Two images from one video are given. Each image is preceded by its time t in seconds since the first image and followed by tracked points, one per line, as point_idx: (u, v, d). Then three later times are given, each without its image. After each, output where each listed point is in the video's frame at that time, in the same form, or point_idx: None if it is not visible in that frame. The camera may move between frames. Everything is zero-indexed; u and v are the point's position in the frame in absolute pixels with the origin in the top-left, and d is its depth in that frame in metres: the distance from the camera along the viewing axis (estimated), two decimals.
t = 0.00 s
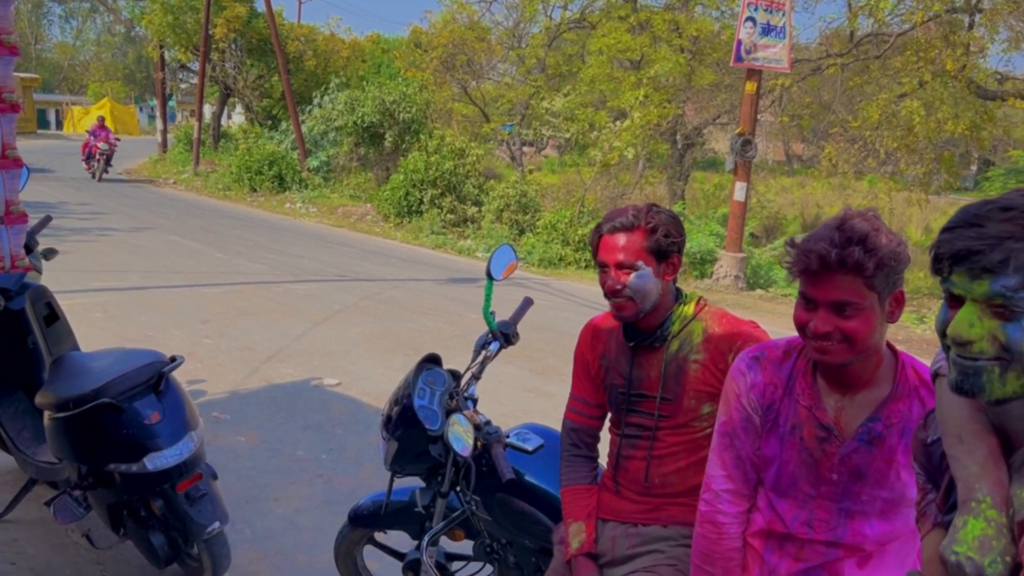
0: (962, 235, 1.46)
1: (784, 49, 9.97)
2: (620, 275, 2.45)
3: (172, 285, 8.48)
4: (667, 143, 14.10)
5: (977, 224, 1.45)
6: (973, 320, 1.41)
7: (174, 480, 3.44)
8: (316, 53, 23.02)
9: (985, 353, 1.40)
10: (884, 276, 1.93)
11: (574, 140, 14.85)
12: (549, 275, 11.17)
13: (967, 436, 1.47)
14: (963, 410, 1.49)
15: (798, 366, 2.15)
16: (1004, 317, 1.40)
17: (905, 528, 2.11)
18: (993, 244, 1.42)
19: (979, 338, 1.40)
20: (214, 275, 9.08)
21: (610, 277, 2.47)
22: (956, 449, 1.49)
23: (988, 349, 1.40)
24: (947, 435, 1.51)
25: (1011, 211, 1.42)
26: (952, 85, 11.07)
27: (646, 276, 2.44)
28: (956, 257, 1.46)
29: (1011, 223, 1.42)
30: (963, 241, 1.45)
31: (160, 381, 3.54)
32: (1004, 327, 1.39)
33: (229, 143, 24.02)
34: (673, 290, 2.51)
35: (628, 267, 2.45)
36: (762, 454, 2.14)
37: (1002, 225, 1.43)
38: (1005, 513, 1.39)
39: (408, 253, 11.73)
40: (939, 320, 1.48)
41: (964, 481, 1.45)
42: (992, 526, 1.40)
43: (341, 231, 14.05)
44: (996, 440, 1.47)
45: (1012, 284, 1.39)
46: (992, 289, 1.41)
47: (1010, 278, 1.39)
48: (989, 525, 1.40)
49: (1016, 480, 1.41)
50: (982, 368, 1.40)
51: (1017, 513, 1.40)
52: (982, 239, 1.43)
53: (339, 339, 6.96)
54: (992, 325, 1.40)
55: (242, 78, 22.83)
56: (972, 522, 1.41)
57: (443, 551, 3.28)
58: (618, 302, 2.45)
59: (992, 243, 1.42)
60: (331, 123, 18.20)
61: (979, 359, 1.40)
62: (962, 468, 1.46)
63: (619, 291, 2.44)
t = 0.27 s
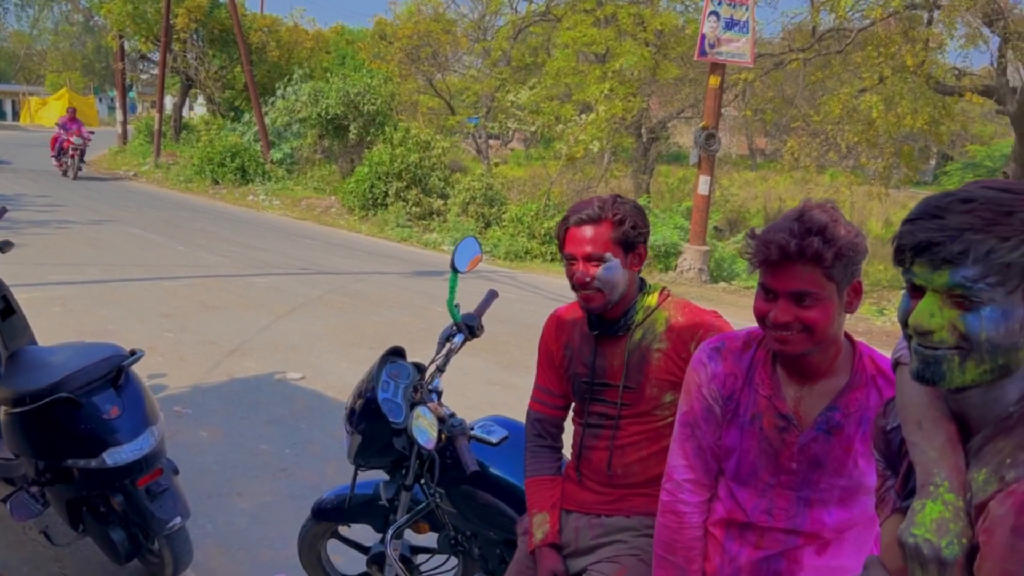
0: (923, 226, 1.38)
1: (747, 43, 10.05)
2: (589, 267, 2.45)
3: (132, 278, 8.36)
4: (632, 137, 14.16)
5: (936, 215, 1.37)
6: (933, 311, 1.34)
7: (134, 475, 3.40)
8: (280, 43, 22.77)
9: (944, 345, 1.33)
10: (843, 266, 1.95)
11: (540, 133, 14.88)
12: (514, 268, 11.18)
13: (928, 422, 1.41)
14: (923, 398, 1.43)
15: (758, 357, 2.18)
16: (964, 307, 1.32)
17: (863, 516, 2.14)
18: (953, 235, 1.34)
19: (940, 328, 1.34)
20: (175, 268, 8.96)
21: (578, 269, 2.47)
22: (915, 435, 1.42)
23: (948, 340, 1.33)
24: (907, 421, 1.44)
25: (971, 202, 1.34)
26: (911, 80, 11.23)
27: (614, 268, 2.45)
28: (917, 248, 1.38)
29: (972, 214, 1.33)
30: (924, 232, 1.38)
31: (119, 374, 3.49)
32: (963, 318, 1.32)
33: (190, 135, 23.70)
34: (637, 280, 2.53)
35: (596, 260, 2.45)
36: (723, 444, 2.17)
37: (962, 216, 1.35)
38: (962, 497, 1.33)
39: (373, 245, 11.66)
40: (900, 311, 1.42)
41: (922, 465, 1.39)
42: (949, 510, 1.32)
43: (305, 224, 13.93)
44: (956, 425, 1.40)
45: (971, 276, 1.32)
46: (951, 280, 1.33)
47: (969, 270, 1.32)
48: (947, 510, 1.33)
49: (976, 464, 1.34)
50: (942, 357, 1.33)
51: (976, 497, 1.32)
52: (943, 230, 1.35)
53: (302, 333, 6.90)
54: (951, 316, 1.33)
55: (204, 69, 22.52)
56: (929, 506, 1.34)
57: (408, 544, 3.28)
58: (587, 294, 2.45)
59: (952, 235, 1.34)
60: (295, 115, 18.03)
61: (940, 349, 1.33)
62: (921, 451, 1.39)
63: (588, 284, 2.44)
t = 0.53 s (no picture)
0: (868, 215, 1.43)
1: (695, 37, 10.12)
2: (538, 258, 2.47)
3: (75, 270, 8.17)
4: (584, 128, 14.22)
5: (880, 205, 1.41)
6: (878, 297, 1.39)
7: (76, 471, 3.32)
8: (227, 32, 22.39)
9: (888, 330, 1.37)
10: (784, 253, 1.99)
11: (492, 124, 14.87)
12: (467, 260, 11.17)
13: (875, 405, 1.46)
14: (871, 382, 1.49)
15: (703, 344, 2.21)
16: (906, 294, 1.37)
17: (806, 500, 2.17)
18: (895, 224, 1.38)
19: (883, 314, 1.38)
20: (120, 259, 8.78)
21: (527, 261, 2.48)
22: (864, 417, 1.47)
23: (891, 325, 1.37)
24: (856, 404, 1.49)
25: (912, 191, 1.38)
26: (856, 75, 11.46)
27: (563, 258, 2.47)
28: (863, 236, 1.42)
29: (914, 202, 1.38)
30: (867, 221, 1.42)
31: (60, 368, 3.41)
32: (906, 304, 1.37)
33: (135, 124, 23.20)
34: (584, 272, 2.54)
35: (545, 251, 2.47)
36: (668, 430, 2.20)
37: (905, 205, 1.39)
38: (909, 477, 1.36)
39: (323, 237, 11.55)
40: (848, 298, 1.46)
41: (871, 447, 1.43)
42: (895, 489, 1.35)
43: (253, 215, 13.76)
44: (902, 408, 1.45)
45: (913, 264, 1.36)
46: (895, 268, 1.38)
47: (911, 257, 1.36)
48: (893, 488, 1.36)
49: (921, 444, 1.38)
50: (886, 343, 1.37)
51: (921, 477, 1.35)
52: (886, 218, 1.39)
53: (251, 325, 6.81)
54: (894, 302, 1.37)
55: (148, 57, 22.05)
56: (877, 485, 1.37)
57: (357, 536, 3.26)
58: (536, 285, 2.46)
59: (894, 224, 1.38)
60: (243, 104, 17.77)
61: (884, 334, 1.37)
62: (869, 434, 1.44)
63: (537, 275, 2.46)
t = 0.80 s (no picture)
0: (787, 199, 1.41)
1: (634, 27, 10.19)
2: (464, 244, 2.44)
3: None
4: (526, 117, 14.21)
5: (799, 188, 1.40)
6: (798, 280, 1.38)
7: None
8: (160, 16, 21.84)
9: (808, 313, 1.38)
10: (703, 239, 1.99)
11: (433, 112, 14.78)
12: (407, 249, 11.10)
13: (798, 386, 1.49)
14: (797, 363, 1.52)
15: (626, 329, 2.22)
16: (825, 277, 1.36)
17: (726, 484, 2.19)
18: (811, 208, 1.37)
19: (803, 297, 1.38)
20: (46, 249, 8.51)
21: (454, 245, 2.45)
22: (787, 399, 1.49)
23: (811, 309, 1.37)
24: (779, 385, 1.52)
25: (832, 174, 1.37)
26: (790, 66, 11.65)
27: (490, 244, 2.45)
28: (782, 220, 1.40)
29: (832, 186, 1.36)
30: (787, 204, 1.40)
31: None
32: (824, 287, 1.36)
33: (65, 111, 22.52)
34: (511, 258, 2.52)
35: (472, 236, 2.44)
36: (592, 416, 2.20)
37: (823, 188, 1.37)
38: (830, 457, 1.37)
39: (261, 226, 11.36)
40: (769, 281, 1.45)
41: (793, 427, 1.44)
42: (818, 469, 1.36)
43: (188, 204, 13.47)
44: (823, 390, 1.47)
45: (831, 248, 1.35)
46: (813, 251, 1.37)
47: (828, 241, 1.35)
48: (816, 468, 1.36)
49: (841, 425, 1.40)
50: (807, 326, 1.38)
51: (842, 458, 1.36)
52: (804, 202, 1.38)
53: (183, 316, 6.66)
54: (813, 286, 1.37)
55: (78, 41, 21.39)
56: (799, 465, 1.37)
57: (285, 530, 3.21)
58: (464, 271, 2.43)
59: (810, 207, 1.37)
60: (178, 91, 17.37)
61: (805, 317, 1.38)
62: (792, 415, 1.45)
63: (465, 261, 2.42)
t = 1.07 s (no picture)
0: (702, 195, 1.39)
1: (572, 17, 10.17)
2: (385, 238, 2.39)
3: None
4: (465, 107, 14.12)
5: (714, 184, 1.38)
6: (716, 275, 1.36)
7: None
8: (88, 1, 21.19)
9: (727, 309, 1.36)
10: (625, 233, 1.98)
11: (371, 101, 14.61)
12: (345, 240, 10.96)
13: (722, 379, 1.48)
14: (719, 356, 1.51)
15: (552, 323, 2.20)
16: (742, 272, 1.34)
17: (652, 476, 2.18)
18: (725, 203, 1.35)
19: (720, 293, 1.36)
20: None
21: (374, 240, 2.40)
22: (709, 391, 1.49)
23: (730, 303, 1.36)
24: (702, 378, 1.51)
25: (746, 168, 1.35)
26: (726, 59, 11.80)
27: (411, 238, 2.41)
28: (698, 217, 1.38)
29: (745, 180, 1.35)
30: (702, 199, 1.38)
31: None
32: (741, 282, 1.34)
33: None
34: (437, 252, 2.48)
35: (392, 231, 2.40)
36: (518, 410, 2.17)
37: (737, 183, 1.36)
38: (751, 451, 1.35)
39: (193, 217, 11.10)
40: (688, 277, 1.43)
41: (716, 420, 1.43)
42: (740, 462, 1.34)
43: (117, 194, 13.11)
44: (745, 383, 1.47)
45: (747, 244, 1.33)
46: (729, 246, 1.35)
47: (743, 236, 1.33)
48: (738, 461, 1.35)
49: (763, 418, 1.39)
50: (726, 321, 1.37)
51: (762, 450, 1.35)
52: (719, 197, 1.36)
53: (110, 310, 6.46)
54: (731, 280, 1.35)
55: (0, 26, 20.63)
56: (722, 459, 1.35)
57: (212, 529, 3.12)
58: (385, 266, 2.39)
59: (724, 201, 1.35)
60: (106, 78, 16.87)
61: (723, 312, 1.37)
62: (716, 408, 1.45)
63: (385, 256, 2.38)
